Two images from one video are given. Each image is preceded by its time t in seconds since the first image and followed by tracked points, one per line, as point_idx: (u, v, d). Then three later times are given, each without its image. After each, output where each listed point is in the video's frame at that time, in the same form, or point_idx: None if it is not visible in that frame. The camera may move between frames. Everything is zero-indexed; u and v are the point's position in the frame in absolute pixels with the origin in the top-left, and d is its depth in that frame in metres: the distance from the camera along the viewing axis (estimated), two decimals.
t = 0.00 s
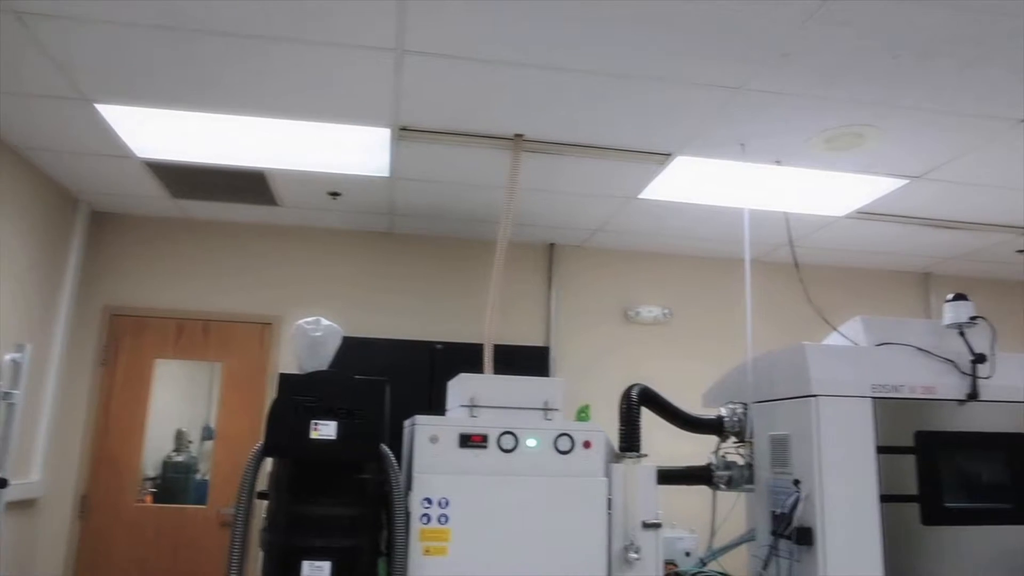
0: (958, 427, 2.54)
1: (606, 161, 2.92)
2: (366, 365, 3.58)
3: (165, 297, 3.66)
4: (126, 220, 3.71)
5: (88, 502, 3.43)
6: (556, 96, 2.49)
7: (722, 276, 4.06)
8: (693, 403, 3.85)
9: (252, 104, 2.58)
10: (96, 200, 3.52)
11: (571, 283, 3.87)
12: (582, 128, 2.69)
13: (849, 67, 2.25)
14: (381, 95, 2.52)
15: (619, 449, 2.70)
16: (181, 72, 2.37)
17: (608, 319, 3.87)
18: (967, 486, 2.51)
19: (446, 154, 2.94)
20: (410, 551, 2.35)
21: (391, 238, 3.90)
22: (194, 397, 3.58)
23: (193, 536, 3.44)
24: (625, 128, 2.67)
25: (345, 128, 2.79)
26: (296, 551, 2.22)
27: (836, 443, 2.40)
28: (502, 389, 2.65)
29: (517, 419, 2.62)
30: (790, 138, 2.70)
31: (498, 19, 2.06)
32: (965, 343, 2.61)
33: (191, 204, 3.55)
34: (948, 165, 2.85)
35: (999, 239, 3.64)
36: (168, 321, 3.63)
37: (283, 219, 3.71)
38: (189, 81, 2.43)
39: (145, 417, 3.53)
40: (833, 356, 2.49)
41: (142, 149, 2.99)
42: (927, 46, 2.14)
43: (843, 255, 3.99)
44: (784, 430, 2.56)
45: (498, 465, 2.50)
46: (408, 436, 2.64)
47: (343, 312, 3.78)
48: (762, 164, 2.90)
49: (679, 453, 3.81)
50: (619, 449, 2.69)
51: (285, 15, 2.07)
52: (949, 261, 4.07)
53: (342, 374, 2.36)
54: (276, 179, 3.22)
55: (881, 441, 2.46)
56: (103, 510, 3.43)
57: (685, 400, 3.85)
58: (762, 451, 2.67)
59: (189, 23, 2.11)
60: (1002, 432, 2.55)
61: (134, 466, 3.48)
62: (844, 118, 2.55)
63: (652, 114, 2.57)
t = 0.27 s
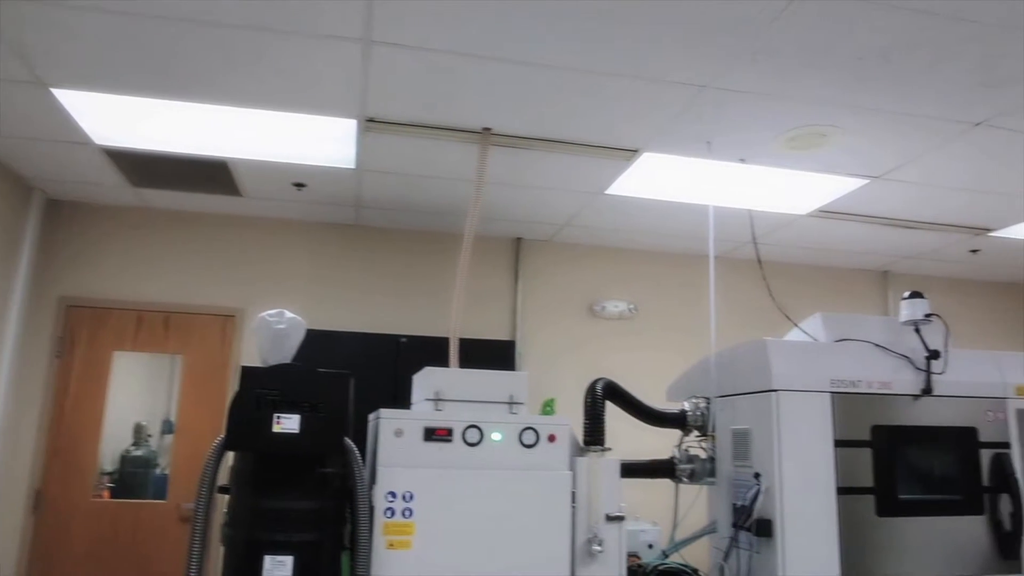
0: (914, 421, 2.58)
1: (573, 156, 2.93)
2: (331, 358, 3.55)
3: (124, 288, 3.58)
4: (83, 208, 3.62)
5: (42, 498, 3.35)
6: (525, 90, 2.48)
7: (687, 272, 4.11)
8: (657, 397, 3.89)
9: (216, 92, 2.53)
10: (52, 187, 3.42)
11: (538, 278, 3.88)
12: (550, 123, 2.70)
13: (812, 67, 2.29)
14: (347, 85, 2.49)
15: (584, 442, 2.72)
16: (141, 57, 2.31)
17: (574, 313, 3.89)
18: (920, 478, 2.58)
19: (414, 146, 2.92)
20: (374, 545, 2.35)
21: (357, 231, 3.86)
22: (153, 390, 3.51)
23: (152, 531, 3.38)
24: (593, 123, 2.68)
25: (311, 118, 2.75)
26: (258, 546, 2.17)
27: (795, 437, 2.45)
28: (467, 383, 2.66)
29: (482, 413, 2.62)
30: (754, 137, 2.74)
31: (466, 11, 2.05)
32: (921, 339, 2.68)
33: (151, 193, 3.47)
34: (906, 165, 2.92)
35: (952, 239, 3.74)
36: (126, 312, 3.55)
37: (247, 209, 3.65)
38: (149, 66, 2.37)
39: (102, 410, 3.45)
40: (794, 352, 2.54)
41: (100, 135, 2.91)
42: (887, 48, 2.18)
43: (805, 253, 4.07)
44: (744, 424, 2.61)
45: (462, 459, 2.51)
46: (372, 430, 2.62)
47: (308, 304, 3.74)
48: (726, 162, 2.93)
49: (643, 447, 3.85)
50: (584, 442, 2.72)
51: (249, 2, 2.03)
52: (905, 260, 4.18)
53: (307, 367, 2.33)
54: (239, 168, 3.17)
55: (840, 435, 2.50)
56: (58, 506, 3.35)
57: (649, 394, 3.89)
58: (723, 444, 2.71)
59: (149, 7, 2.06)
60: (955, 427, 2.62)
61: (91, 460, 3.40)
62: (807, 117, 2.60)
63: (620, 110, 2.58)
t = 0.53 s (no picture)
0: (874, 416, 2.63)
1: (544, 151, 2.93)
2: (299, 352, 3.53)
3: (85, 280, 3.51)
4: (43, 198, 3.53)
5: None
6: (496, 84, 2.48)
7: (655, 268, 4.14)
8: (625, 392, 3.92)
9: (182, 81, 2.48)
10: (10, 175, 3.33)
11: (508, 272, 3.88)
12: (521, 118, 2.70)
13: (779, 66, 2.32)
14: (316, 76, 2.46)
15: (552, 436, 2.73)
16: (103, 43, 2.26)
17: (543, 308, 3.90)
18: (881, 472, 2.62)
19: (384, 139, 2.90)
20: (340, 540, 2.33)
21: (326, 223, 3.83)
22: (116, 384, 3.45)
23: (114, 528, 3.32)
24: (564, 118, 2.69)
25: (280, 109, 2.71)
26: (222, 542, 2.13)
27: (760, 431, 2.48)
28: (436, 377, 2.64)
29: (450, 407, 2.61)
30: (722, 135, 2.77)
31: (437, 4, 2.04)
32: (883, 336, 2.71)
33: (114, 182, 3.40)
34: (869, 165, 2.97)
35: (914, 238, 3.82)
36: (88, 304, 3.48)
37: (213, 200, 3.60)
38: (111, 53, 2.31)
39: (61, 404, 3.37)
40: (759, 347, 2.57)
41: (60, 122, 2.84)
42: (852, 49, 2.21)
43: (771, 250, 4.13)
44: (710, 419, 2.64)
45: (430, 453, 2.50)
46: (338, 424, 2.60)
47: (275, 298, 3.70)
48: (695, 159, 2.96)
49: (610, 442, 3.88)
50: (551, 437, 2.72)
51: None
52: (868, 258, 4.26)
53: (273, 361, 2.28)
54: (205, 159, 3.12)
55: (803, 429, 2.54)
56: (15, 503, 3.27)
57: (617, 389, 3.92)
58: (689, 439, 2.74)
59: None
60: (914, 421, 2.67)
61: (49, 456, 3.33)
62: (774, 116, 2.63)
63: (590, 106, 2.59)
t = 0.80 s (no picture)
0: (836, 411, 2.67)
1: (514, 146, 2.93)
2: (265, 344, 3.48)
3: (44, 271, 3.42)
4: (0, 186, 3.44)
5: None
6: (466, 77, 2.47)
7: (624, 263, 4.17)
8: (593, 387, 3.94)
9: (145, 68, 2.43)
10: None
11: (477, 266, 3.87)
12: (492, 112, 2.69)
13: (746, 65, 2.34)
14: (284, 66, 2.43)
15: (519, 430, 2.73)
16: (63, 28, 2.20)
17: (512, 303, 3.90)
18: (842, 465, 2.67)
19: (352, 131, 2.87)
20: (305, 535, 2.31)
21: (294, 215, 3.78)
22: (75, 377, 3.37)
23: (72, 523, 3.26)
24: (534, 113, 2.69)
25: (246, 98, 2.67)
26: (184, 537, 2.06)
27: (725, 426, 2.51)
28: (403, 370, 2.62)
29: (417, 401, 2.59)
30: (690, 132, 2.79)
31: None
32: (844, 333, 2.76)
33: (75, 171, 3.32)
34: (833, 164, 3.02)
35: (876, 236, 3.90)
36: (47, 296, 3.40)
37: (178, 190, 3.53)
38: (71, 38, 2.25)
39: (18, 398, 3.29)
40: (724, 343, 2.60)
41: (17, 108, 2.75)
42: (818, 49, 2.24)
43: (738, 247, 4.18)
44: (676, 413, 2.66)
45: (397, 447, 2.49)
46: (304, 418, 2.58)
47: (241, 290, 3.65)
48: (664, 155, 2.98)
49: (578, 436, 3.90)
50: (519, 431, 2.72)
51: None
52: (832, 256, 4.33)
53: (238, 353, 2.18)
54: (170, 148, 3.05)
55: (767, 423, 2.57)
56: None
57: (585, 384, 3.94)
58: (656, 433, 2.76)
59: None
60: (874, 416, 2.71)
61: (4, 451, 3.24)
62: (742, 114, 2.66)
63: (560, 101, 2.60)
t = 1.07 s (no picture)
0: (794, 406, 2.71)
1: (479, 139, 2.92)
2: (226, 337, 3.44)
3: None
4: None
5: None
6: (432, 69, 2.45)
7: (587, 258, 4.19)
8: (556, 381, 3.96)
9: (101, 53, 2.37)
10: None
11: (441, 260, 3.86)
12: (458, 104, 2.68)
13: (711, 63, 2.36)
14: (246, 54, 2.38)
15: (482, 425, 2.73)
16: (14, 9, 2.13)
17: (476, 297, 3.89)
18: (798, 459, 2.71)
19: (316, 121, 2.84)
20: (265, 530, 2.27)
21: (256, 207, 3.73)
22: (27, 370, 3.28)
23: (23, 520, 3.17)
24: (500, 107, 2.68)
25: (207, 86, 2.62)
26: (139, 533, 2.00)
27: (686, 420, 2.53)
28: (365, 365, 2.59)
29: (379, 395, 2.56)
30: (654, 129, 2.81)
31: None
32: (803, 329, 2.79)
33: (27, 158, 3.22)
34: (794, 163, 3.06)
35: (835, 234, 3.98)
36: None
37: (136, 179, 3.45)
38: (23, 20, 2.18)
39: None
40: (686, 338, 2.62)
41: None
42: (782, 49, 2.27)
43: (701, 243, 4.23)
44: (638, 407, 2.68)
45: (359, 441, 2.46)
46: (263, 413, 2.53)
47: (201, 282, 3.58)
48: (628, 151, 2.99)
49: (541, 430, 3.91)
50: (482, 425, 2.73)
51: None
52: (792, 253, 4.41)
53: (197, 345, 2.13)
54: (127, 135, 2.98)
55: (726, 418, 2.60)
56: None
57: (549, 379, 3.95)
58: (618, 427, 2.78)
59: None
60: (830, 411, 2.76)
61: None
62: (705, 112, 2.68)
63: (526, 95, 2.59)
